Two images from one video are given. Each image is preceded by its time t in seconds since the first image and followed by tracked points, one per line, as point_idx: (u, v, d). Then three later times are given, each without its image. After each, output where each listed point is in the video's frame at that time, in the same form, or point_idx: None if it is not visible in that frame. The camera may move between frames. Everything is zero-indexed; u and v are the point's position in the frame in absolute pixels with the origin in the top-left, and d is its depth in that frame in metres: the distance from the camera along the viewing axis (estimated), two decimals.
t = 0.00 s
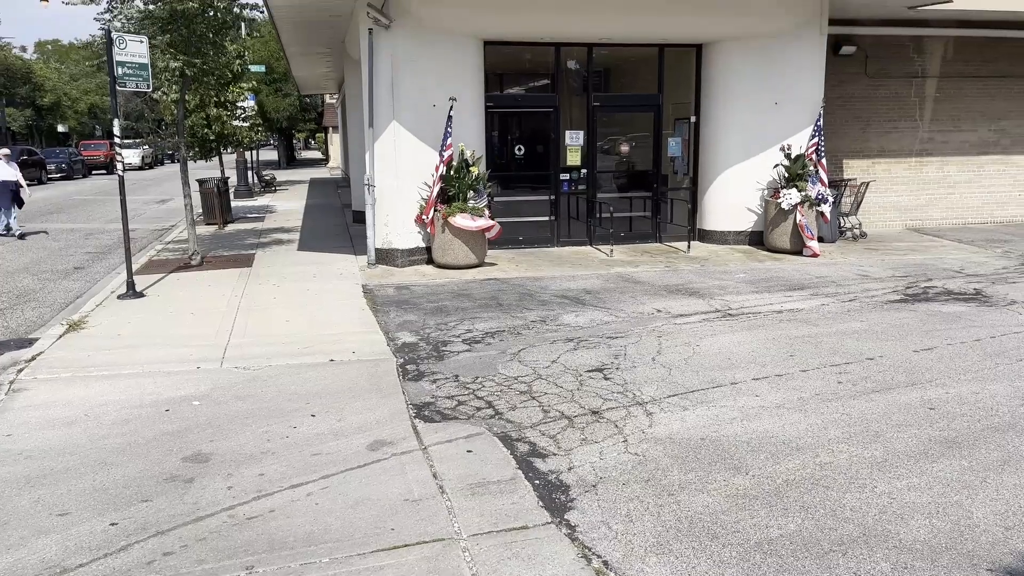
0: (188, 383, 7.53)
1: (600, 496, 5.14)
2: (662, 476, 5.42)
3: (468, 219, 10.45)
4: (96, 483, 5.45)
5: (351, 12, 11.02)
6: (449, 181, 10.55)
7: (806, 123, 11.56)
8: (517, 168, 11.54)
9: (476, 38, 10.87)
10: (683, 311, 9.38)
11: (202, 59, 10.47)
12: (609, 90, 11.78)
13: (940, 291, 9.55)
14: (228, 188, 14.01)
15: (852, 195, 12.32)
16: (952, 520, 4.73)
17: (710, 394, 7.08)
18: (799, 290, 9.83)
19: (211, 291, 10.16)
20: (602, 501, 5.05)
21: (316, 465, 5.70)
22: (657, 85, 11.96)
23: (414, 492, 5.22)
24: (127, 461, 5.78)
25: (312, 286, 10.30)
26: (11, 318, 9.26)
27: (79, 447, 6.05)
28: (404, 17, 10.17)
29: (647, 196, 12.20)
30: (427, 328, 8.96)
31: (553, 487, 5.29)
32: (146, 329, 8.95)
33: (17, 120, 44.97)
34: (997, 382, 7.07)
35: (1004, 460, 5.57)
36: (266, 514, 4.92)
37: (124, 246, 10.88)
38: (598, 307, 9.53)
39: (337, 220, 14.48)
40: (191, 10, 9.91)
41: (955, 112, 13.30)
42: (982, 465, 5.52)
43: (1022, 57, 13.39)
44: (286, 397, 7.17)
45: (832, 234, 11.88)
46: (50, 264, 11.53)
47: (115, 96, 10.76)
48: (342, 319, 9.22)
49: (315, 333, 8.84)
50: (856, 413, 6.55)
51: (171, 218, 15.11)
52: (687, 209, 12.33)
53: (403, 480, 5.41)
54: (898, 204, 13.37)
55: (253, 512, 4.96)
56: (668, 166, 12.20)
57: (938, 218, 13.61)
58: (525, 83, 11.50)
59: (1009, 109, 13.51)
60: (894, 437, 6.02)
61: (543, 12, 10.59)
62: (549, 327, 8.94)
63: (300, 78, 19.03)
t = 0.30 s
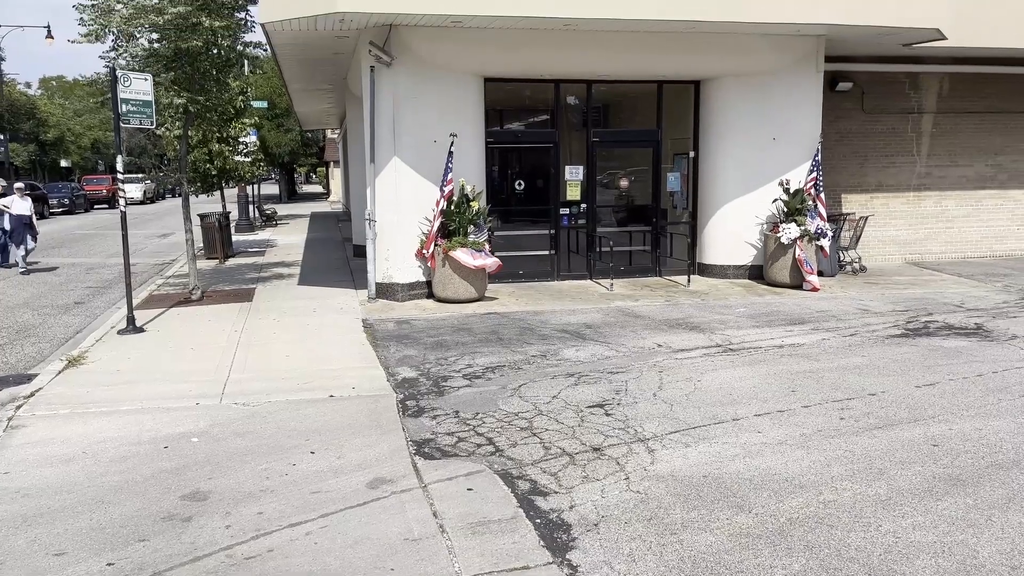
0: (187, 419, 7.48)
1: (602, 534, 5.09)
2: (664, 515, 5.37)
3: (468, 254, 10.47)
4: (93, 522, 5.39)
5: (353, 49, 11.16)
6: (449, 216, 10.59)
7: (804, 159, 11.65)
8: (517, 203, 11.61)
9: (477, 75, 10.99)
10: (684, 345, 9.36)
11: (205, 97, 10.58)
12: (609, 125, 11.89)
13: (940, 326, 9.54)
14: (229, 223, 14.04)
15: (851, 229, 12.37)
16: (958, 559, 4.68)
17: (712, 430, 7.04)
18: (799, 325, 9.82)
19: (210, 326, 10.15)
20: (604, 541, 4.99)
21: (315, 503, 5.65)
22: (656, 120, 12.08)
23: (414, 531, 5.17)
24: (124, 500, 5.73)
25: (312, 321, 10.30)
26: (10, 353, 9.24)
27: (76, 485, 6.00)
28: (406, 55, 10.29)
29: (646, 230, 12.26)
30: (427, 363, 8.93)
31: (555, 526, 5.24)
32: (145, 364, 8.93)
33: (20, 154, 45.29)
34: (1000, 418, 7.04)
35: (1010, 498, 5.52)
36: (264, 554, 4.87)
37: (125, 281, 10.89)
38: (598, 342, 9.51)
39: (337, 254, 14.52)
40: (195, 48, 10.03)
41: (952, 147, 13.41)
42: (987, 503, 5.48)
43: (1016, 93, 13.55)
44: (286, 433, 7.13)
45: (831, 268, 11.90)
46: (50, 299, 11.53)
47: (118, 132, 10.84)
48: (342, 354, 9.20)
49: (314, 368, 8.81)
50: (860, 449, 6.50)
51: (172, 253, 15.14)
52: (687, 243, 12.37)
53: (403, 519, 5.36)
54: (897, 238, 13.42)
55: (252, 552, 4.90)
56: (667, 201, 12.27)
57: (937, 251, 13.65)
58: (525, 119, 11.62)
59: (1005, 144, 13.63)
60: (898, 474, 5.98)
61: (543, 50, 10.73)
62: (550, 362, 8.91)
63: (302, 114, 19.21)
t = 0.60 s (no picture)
0: (185, 456, 7.43)
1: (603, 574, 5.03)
2: (667, 554, 5.31)
3: (468, 288, 10.48)
4: (89, 561, 5.33)
5: (354, 85, 11.27)
6: (449, 250, 10.62)
7: (802, 194, 11.73)
8: (517, 237, 11.66)
9: (477, 111, 11.11)
10: (685, 380, 9.33)
11: (207, 133, 10.67)
12: (608, 160, 11.98)
13: (941, 360, 9.53)
14: (229, 257, 14.09)
15: (851, 263, 12.40)
16: None
17: (713, 467, 6.99)
18: (800, 359, 9.80)
19: (210, 361, 10.13)
20: None
21: (314, 542, 5.59)
22: (654, 155, 12.18)
23: (413, 571, 5.11)
24: (121, 539, 5.67)
25: (311, 356, 10.28)
26: (9, 389, 9.21)
27: (73, 524, 5.94)
28: (406, 92, 10.40)
29: (645, 263, 12.29)
30: (427, 399, 8.89)
31: (556, 565, 5.18)
32: (143, 400, 8.89)
33: (23, 189, 45.59)
34: (1003, 454, 7.00)
35: (1014, 536, 5.47)
36: None
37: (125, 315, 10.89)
38: (599, 376, 9.48)
39: (338, 288, 14.54)
40: (198, 86, 10.14)
41: (949, 182, 13.50)
42: (991, 541, 5.43)
43: (1012, 129, 13.68)
44: (285, 470, 7.08)
45: (831, 302, 11.91)
46: (50, 334, 11.52)
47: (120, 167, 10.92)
48: (342, 388, 9.17)
49: (314, 404, 8.78)
50: (862, 486, 6.46)
51: (172, 287, 15.15)
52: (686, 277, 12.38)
53: (402, 558, 5.30)
54: (897, 271, 13.46)
55: None
56: (666, 235, 12.32)
57: (937, 285, 13.67)
58: (525, 154, 11.72)
59: (1002, 179, 13.72)
60: (901, 512, 5.93)
61: (542, 86, 10.85)
62: (551, 397, 8.88)
63: (304, 149, 19.37)
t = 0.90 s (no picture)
0: (182, 493, 7.37)
1: None
2: None
3: (468, 321, 10.47)
4: None
5: (355, 121, 11.37)
6: (449, 283, 10.63)
7: (800, 228, 11.79)
8: (517, 270, 11.69)
9: (476, 145, 11.20)
10: (686, 415, 9.28)
11: (209, 167, 10.74)
12: (607, 194, 12.06)
13: (943, 394, 9.50)
14: (229, 290, 14.10)
15: (851, 296, 12.42)
16: None
17: (714, 503, 6.93)
18: (801, 393, 9.77)
19: (209, 395, 10.09)
20: None
21: None
22: (653, 189, 12.26)
23: None
24: None
25: (309, 390, 10.24)
26: (6, 425, 9.15)
27: (67, 563, 5.87)
28: (407, 127, 10.50)
29: (645, 296, 12.30)
30: (426, 434, 8.84)
31: None
32: (141, 436, 8.84)
33: (24, 222, 45.81)
34: (1006, 490, 6.95)
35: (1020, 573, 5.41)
36: None
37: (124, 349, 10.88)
38: (599, 411, 9.44)
39: (338, 321, 14.53)
40: (200, 121, 10.22)
41: (947, 216, 13.57)
42: None
43: (1007, 163, 13.79)
44: (282, 507, 7.01)
45: (831, 335, 11.90)
46: (48, 368, 11.48)
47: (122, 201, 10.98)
48: (341, 423, 9.13)
49: (312, 439, 8.72)
50: (866, 523, 6.40)
51: (172, 321, 15.14)
52: (686, 310, 12.39)
53: None
54: (896, 304, 13.47)
55: None
56: (665, 268, 12.35)
57: (936, 318, 13.67)
58: (524, 188, 11.80)
59: (999, 212, 13.80)
60: (905, 549, 5.87)
61: (542, 122, 10.95)
62: (551, 432, 8.83)
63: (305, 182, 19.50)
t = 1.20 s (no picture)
0: (178, 531, 7.28)
1: None
2: None
3: (467, 356, 10.44)
4: None
5: (356, 156, 11.45)
6: (449, 317, 10.62)
7: (800, 261, 11.80)
8: (517, 304, 11.69)
9: (477, 180, 11.26)
10: (687, 451, 9.21)
11: (210, 202, 10.78)
12: (606, 228, 12.11)
13: (945, 429, 9.45)
14: (228, 324, 14.08)
15: (851, 330, 12.40)
16: None
17: (717, 541, 6.84)
18: (804, 429, 9.70)
19: (207, 431, 10.02)
20: None
21: None
22: (652, 223, 12.30)
23: None
24: None
25: (308, 425, 10.17)
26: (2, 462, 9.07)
27: None
28: (407, 162, 10.56)
29: (645, 330, 12.29)
30: (425, 470, 8.76)
31: None
32: (138, 472, 8.75)
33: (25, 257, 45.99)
34: (1012, 527, 6.86)
35: None
36: None
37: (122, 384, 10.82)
38: (600, 447, 9.36)
39: (337, 356, 14.49)
40: (202, 157, 10.28)
41: (946, 249, 13.61)
42: None
43: (1005, 197, 13.87)
44: (279, 546, 6.92)
45: (832, 368, 11.85)
46: (45, 404, 11.41)
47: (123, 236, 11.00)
48: (339, 459, 9.05)
49: (311, 476, 8.64)
50: (871, 562, 6.30)
51: (171, 356, 15.08)
52: (687, 344, 12.36)
53: None
54: (897, 338, 13.44)
55: None
56: (665, 302, 12.35)
57: (937, 352, 13.64)
58: (524, 222, 11.84)
59: (997, 246, 13.84)
60: None
61: (541, 157, 11.02)
62: (551, 468, 8.74)
63: (305, 217, 19.60)
